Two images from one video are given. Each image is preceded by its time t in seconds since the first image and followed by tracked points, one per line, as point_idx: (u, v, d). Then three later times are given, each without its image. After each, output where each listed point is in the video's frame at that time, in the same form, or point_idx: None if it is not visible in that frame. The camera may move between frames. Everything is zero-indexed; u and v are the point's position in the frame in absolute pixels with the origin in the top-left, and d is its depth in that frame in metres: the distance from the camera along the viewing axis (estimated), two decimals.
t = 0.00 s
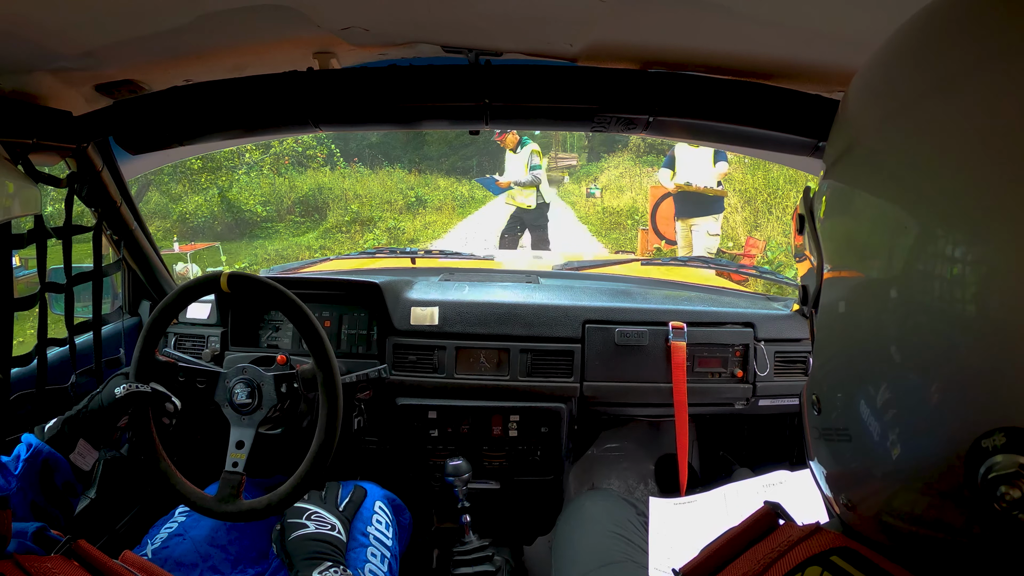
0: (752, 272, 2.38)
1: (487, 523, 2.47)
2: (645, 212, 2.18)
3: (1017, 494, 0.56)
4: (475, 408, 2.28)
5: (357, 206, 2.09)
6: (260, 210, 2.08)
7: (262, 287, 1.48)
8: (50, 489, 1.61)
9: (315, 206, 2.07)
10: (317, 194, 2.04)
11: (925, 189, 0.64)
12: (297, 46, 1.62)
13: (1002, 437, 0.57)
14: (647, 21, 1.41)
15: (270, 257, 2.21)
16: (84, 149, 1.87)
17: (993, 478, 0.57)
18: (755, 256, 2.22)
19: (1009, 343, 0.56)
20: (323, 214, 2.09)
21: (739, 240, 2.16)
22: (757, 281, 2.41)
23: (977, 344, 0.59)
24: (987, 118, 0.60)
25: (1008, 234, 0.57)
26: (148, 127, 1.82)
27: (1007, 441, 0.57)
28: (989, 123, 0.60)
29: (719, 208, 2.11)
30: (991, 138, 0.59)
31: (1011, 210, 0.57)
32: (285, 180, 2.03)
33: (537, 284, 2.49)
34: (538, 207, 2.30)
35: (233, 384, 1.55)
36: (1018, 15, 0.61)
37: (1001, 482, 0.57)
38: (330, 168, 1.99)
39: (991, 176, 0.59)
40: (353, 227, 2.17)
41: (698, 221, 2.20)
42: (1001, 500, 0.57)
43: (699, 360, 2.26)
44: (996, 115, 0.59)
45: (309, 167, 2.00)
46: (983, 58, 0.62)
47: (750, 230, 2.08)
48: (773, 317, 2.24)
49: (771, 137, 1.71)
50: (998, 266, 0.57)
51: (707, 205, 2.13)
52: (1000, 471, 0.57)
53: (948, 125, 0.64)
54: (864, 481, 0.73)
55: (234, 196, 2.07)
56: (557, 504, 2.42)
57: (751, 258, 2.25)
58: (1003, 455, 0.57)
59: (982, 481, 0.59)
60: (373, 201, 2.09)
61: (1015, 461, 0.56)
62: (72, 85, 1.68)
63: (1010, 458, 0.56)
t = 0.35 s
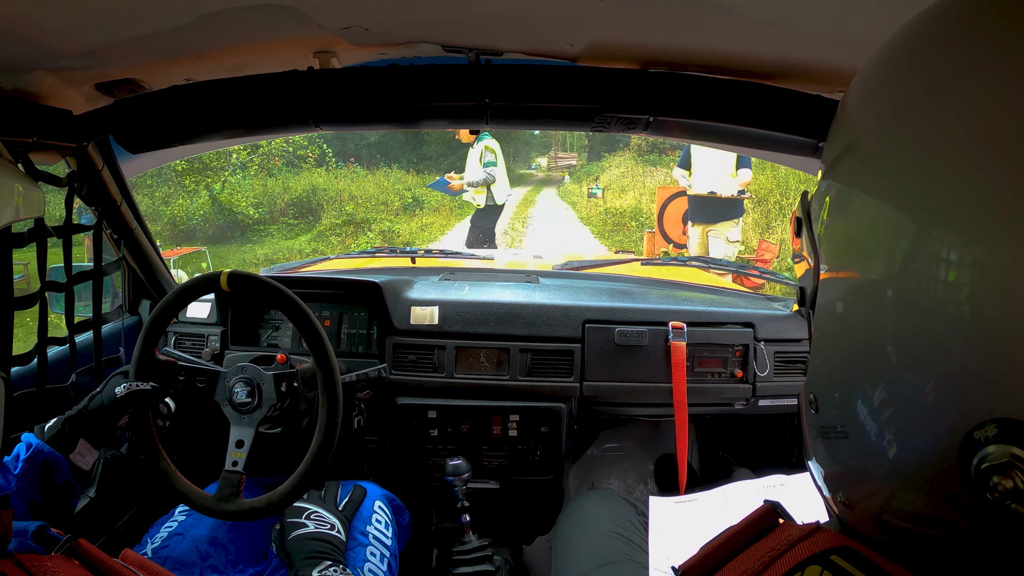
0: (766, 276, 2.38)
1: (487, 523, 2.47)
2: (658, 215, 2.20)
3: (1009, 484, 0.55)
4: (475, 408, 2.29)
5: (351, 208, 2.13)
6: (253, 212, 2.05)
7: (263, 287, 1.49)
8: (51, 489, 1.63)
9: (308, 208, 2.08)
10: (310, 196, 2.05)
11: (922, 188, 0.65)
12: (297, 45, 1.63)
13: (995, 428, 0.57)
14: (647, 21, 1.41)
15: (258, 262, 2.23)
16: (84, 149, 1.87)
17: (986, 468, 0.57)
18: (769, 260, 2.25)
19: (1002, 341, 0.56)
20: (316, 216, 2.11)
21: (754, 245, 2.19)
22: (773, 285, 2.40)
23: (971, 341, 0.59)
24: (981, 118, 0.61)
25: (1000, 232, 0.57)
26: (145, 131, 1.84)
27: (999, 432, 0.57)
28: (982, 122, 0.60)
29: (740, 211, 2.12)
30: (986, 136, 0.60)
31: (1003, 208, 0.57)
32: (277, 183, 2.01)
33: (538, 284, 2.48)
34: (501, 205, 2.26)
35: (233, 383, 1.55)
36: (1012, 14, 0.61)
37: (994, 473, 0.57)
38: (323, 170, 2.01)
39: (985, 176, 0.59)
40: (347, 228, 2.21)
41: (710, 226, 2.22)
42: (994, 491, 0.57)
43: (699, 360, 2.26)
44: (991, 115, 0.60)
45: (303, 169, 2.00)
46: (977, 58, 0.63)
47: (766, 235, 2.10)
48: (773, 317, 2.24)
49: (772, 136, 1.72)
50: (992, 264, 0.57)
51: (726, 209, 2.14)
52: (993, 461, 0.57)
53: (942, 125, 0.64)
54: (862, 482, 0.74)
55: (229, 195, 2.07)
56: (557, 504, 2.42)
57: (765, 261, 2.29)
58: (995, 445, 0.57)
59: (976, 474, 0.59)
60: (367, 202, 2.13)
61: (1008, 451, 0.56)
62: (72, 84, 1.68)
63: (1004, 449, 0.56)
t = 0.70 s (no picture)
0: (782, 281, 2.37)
1: (487, 523, 2.47)
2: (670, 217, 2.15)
3: (962, 427, 0.61)
4: (474, 409, 2.28)
5: (346, 207, 2.05)
6: (245, 212, 2.07)
7: (262, 287, 1.48)
8: (51, 491, 1.60)
9: (303, 208, 2.02)
10: (306, 194, 2.00)
11: (904, 194, 0.67)
12: (297, 46, 1.62)
13: (944, 377, 0.62)
14: (647, 22, 1.41)
15: (248, 265, 2.17)
16: (84, 149, 1.87)
17: (941, 415, 0.62)
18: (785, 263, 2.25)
19: (976, 344, 0.60)
20: (312, 216, 2.04)
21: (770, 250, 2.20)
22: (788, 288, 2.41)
23: (947, 342, 0.62)
24: (965, 130, 0.63)
25: (976, 241, 0.60)
26: (149, 129, 1.82)
27: (948, 379, 0.62)
28: (966, 134, 0.62)
29: (763, 213, 2.06)
30: (968, 148, 0.62)
31: (981, 218, 0.60)
32: (273, 181, 2.01)
33: (536, 285, 2.51)
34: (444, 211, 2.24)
35: (232, 384, 1.55)
36: (1007, 29, 0.63)
37: (948, 418, 0.62)
38: (320, 168, 1.95)
39: (971, 184, 0.61)
40: (341, 230, 2.12)
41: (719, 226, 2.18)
42: (949, 434, 0.62)
43: (698, 360, 2.26)
44: (973, 128, 0.62)
45: (296, 168, 1.97)
46: (966, 71, 0.65)
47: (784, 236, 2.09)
48: (772, 318, 2.24)
49: (771, 137, 1.72)
50: (967, 270, 0.60)
51: (746, 212, 2.09)
52: (946, 407, 0.62)
53: (930, 134, 0.66)
54: (860, 484, 0.74)
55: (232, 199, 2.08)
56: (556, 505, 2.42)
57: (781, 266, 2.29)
58: (944, 392, 0.62)
59: (933, 424, 0.63)
60: (362, 201, 2.07)
61: (957, 396, 0.61)
62: (72, 84, 1.68)
63: (952, 393, 0.61)
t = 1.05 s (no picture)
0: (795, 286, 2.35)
1: (486, 523, 2.48)
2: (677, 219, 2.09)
3: (946, 405, 0.60)
4: (474, 409, 2.29)
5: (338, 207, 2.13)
6: (236, 212, 2.06)
7: (263, 286, 1.48)
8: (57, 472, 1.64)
9: (296, 209, 2.06)
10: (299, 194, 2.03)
11: (886, 198, 0.67)
12: (297, 45, 1.62)
13: (926, 357, 0.62)
14: (647, 23, 1.41)
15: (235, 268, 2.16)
16: (84, 148, 1.87)
17: (924, 392, 0.62)
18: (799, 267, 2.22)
19: (946, 343, 0.60)
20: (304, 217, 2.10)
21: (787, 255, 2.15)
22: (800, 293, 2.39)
23: (923, 343, 0.62)
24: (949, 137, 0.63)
25: (952, 246, 0.60)
26: (149, 128, 1.82)
27: (929, 359, 0.62)
28: (948, 142, 0.63)
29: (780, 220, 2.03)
30: (948, 154, 0.62)
31: (960, 224, 0.60)
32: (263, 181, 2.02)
33: (537, 284, 2.50)
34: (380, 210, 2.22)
35: (233, 382, 1.55)
36: (998, 39, 0.63)
37: (931, 395, 0.61)
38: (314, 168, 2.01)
39: (952, 190, 0.61)
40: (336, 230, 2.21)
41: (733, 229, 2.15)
42: (933, 410, 0.61)
43: (698, 361, 2.26)
44: (953, 136, 0.63)
45: (289, 168, 2.00)
46: (954, 80, 0.65)
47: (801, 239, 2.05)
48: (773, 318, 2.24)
49: (771, 137, 1.73)
50: (945, 275, 0.60)
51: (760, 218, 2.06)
52: (929, 384, 0.61)
53: (915, 139, 0.66)
54: (851, 485, 0.74)
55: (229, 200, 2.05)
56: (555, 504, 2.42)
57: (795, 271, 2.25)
58: (926, 372, 0.62)
59: (916, 402, 0.63)
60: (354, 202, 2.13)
61: (940, 372, 0.61)
62: (72, 83, 1.68)
63: (934, 371, 0.61)
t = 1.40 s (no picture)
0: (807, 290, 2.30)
1: (487, 523, 2.48)
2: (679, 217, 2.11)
3: (938, 408, 0.60)
4: (475, 409, 2.29)
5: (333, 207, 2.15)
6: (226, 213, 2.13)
7: (262, 287, 1.48)
8: (60, 479, 1.67)
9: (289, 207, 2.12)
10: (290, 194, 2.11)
11: (874, 194, 0.67)
12: (297, 46, 1.62)
13: (916, 360, 0.62)
14: (646, 21, 1.41)
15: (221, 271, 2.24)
16: (84, 149, 1.87)
17: (915, 395, 0.62)
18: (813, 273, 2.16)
19: (937, 340, 0.60)
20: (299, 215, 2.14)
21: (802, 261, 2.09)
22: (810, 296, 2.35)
23: (914, 339, 0.62)
24: (939, 133, 0.63)
25: (941, 241, 0.60)
26: (149, 129, 1.82)
27: (920, 363, 0.62)
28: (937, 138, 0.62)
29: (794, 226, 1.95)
30: (937, 150, 0.62)
31: (946, 220, 0.60)
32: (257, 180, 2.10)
33: (537, 285, 2.49)
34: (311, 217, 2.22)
35: (233, 383, 1.55)
36: (990, 34, 0.63)
37: (923, 398, 0.61)
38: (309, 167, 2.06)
39: (938, 186, 0.61)
40: (328, 231, 2.25)
41: (749, 236, 2.07)
42: (924, 414, 0.61)
43: (699, 360, 2.25)
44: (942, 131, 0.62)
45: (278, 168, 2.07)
46: (944, 75, 0.65)
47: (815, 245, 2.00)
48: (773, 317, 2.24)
49: (771, 136, 1.73)
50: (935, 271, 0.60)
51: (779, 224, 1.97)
52: (919, 387, 0.61)
53: (903, 133, 0.66)
54: (841, 485, 0.74)
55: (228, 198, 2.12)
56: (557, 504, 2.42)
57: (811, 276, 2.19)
58: (918, 374, 0.62)
59: (908, 405, 0.63)
60: (348, 204, 2.14)
61: (931, 375, 0.60)
62: (73, 84, 1.68)
63: (925, 373, 0.61)
